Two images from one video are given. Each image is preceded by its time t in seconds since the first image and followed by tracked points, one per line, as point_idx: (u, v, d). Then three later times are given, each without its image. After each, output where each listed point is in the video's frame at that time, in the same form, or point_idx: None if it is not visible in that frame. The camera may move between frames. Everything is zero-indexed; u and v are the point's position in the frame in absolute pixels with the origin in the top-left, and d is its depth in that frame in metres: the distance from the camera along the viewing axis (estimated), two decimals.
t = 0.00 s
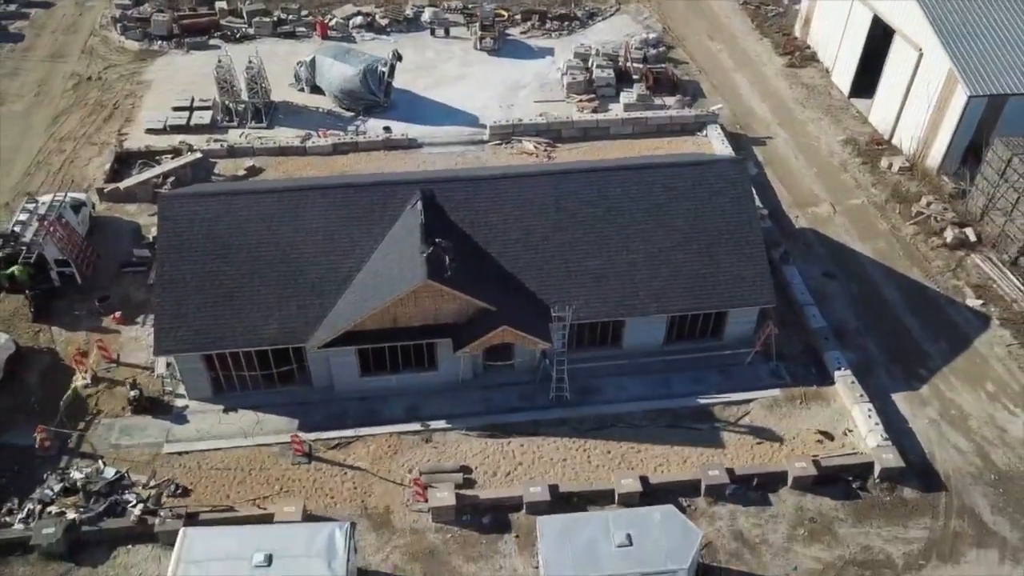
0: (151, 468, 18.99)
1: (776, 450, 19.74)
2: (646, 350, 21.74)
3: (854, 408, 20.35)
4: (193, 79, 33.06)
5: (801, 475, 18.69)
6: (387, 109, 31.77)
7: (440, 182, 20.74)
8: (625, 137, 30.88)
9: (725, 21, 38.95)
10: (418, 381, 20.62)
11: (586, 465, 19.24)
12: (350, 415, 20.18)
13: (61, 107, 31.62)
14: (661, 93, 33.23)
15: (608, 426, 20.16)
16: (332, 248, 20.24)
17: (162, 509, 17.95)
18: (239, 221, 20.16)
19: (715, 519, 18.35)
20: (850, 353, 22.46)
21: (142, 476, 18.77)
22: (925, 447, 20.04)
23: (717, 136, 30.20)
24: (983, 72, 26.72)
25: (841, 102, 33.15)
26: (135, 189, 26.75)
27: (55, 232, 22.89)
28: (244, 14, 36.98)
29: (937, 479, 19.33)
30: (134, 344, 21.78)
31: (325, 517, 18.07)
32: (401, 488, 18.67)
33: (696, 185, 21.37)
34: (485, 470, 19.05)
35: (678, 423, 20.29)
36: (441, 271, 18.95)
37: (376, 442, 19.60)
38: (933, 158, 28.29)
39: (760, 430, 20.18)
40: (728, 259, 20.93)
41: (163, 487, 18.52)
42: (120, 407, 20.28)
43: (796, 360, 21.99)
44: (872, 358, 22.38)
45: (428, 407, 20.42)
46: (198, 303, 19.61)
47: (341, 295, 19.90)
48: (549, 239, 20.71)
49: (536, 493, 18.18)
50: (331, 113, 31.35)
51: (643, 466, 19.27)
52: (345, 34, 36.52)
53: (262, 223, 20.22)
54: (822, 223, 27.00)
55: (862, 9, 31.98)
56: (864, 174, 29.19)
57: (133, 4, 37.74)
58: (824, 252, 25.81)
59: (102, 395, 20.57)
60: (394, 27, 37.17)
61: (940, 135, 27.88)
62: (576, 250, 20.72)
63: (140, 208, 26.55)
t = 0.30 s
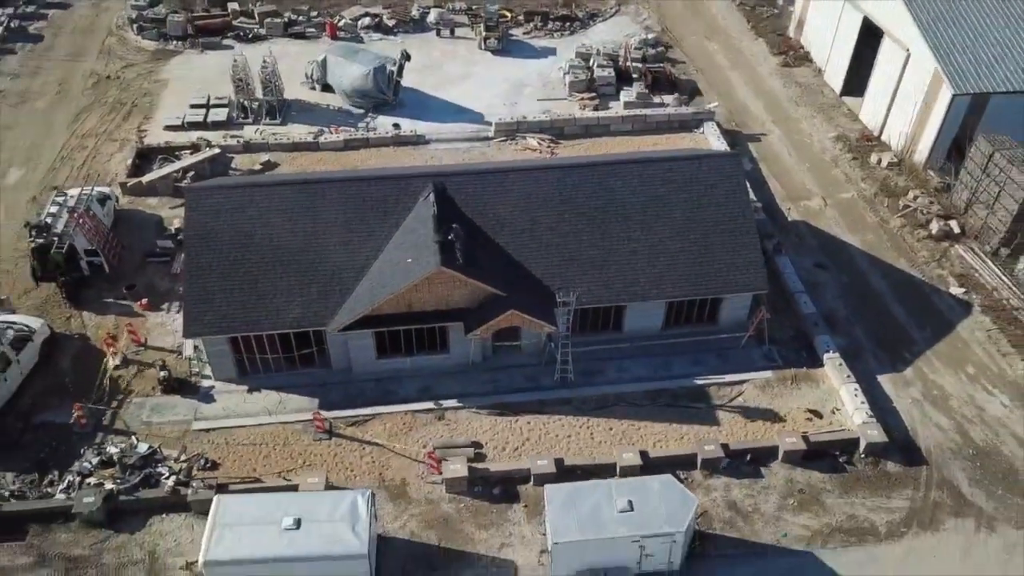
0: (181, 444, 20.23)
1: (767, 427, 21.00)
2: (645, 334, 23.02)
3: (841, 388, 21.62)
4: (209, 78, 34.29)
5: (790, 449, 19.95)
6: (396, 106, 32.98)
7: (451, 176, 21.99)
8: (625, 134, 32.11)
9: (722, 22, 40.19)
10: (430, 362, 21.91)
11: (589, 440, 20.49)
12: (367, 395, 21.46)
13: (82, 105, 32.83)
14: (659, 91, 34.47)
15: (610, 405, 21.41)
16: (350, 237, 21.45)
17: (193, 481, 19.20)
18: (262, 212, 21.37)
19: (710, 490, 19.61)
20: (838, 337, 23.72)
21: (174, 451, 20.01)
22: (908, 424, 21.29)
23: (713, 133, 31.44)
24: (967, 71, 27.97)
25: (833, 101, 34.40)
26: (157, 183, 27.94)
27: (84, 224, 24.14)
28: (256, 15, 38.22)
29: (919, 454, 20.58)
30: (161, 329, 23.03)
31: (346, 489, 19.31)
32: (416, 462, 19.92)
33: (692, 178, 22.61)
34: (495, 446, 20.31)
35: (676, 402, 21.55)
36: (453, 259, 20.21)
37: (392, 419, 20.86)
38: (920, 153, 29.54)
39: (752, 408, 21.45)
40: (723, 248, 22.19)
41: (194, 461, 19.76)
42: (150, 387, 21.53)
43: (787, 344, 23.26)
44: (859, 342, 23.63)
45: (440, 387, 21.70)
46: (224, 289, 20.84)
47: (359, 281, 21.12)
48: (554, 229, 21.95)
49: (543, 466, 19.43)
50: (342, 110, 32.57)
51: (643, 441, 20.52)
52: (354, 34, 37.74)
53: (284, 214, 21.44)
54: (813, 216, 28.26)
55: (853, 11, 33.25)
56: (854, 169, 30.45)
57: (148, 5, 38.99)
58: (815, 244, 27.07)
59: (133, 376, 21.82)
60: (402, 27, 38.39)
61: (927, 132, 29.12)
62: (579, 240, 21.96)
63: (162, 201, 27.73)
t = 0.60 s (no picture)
0: (213, 428, 21.70)
1: (759, 413, 22.49)
2: (645, 327, 24.52)
3: (828, 377, 23.11)
4: (227, 83, 35.78)
5: (780, 433, 21.44)
6: (406, 110, 34.45)
7: (463, 178, 23.47)
8: (626, 137, 33.58)
9: (719, 28, 41.67)
10: (444, 353, 23.47)
11: (593, 425, 21.99)
12: (385, 383, 23.01)
13: (105, 109, 34.30)
14: (658, 96, 35.95)
15: (612, 392, 22.90)
16: (368, 235, 22.87)
17: (226, 461, 20.68)
18: (285, 212, 22.82)
19: (706, 470, 21.10)
20: (827, 329, 25.21)
21: (206, 435, 21.49)
22: (890, 410, 22.78)
23: (709, 136, 32.92)
24: (950, 78, 29.44)
25: (825, 105, 35.88)
26: (181, 184, 29.41)
27: (116, 223, 25.64)
28: (270, 22, 39.72)
29: (901, 437, 22.06)
30: (190, 322, 24.53)
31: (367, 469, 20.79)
32: (432, 445, 21.40)
33: (689, 180, 24.07)
34: (505, 430, 21.81)
35: (674, 390, 23.04)
36: (465, 255, 21.72)
37: (408, 406, 22.37)
38: (906, 155, 31.04)
39: (745, 396, 22.94)
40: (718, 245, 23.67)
41: (225, 443, 21.23)
42: (182, 376, 23.02)
43: (778, 336, 24.76)
44: (846, 334, 25.12)
45: (453, 376, 23.25)
46: (251, 284, 22.34)
47: (377, 276, 22.54)
48: (560, 228, 23.43)
49: (550, 448, 20.92)
50: (354, 114, 34.03)
51: (643, 425, 22.02)
52: (364, 40, 39.20)
53: (305, 214, 22.87)
54: (805, 215, 29.74)
55: (844, 19, 34.73)
56: (844, 170, 31.94)
57: (165, 13, 40.48)
58: (806, 242, 28.55)
59: (165, 365, 23.31)
60: (410, 33, 39.87)
61: (913, 135, 30.61)
62: (583, 238, 23.44)
63: (185, 201, 29.17)
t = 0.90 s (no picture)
0: (238, 413, 23.14)
1: (750, 399, 23.96)
2: (643, 319, 25.98)
3: (815, 365, 24.59)
4: (241, 87, 37.22)
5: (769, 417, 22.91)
6: (413, 113, 35.88)
7: (471, 179, 24.98)
8: (625, 138, 35.02)
9: (714, 32, 43.14)
10: (454, 343, 24.95)
11: (594, 410, 23.46)
12: (398, 372, 24.48)
13: (125, 112, 35.72)
14: (656, 99, 37.39)
15: (612, 380, 24.37)
16: (382, 233, 24.38)
17: (251, 444, 22.13)
18: (305, 211, 24.31)
19: (699, 452, 22.56)
20: (815, 321, 26.68)
21: (232, 420, 22.93)
22: (873, 397, 24.25)
23: (705, 138, 34.37)
24: (934, 83, 30.89)
25: (816, 107, 37.35)
26: (201, 185, 30.85)
27: (142, 221, 27.08)
28: (281, 27, 41.19)
29: (882, 422, 23.54)
30: (214, 315, 25.98)
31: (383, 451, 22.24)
32: (444, 429, 22.87)
33: (684, 180, 25.54)
34: (512, 414, 23.27)
35: (670, 378, 24.51)
36: (474, 251, 23.18)
37: (421, 393, 23.84)
38: (893, 156, 32.50)
39: (737, 383, 24.41)
40: (712, 242, 25.14)
41: (250, 427, 22.67)
42: (207, 365, 24.46)
43: (769, 328, 26.23)
44: (833, 326, 26.58)
45: (462, 365, 24.74)
46: (273, 278, 23.78)
47: (391, 271, 24.02)
48: (563, 226, 24.90)
49: (554, 431, 22.38)
50: (364, 117, 35.47)
51: (641, 411, 23.48)
52: (372, 45, 40.66)
53: (324, 213, 24.37)
54: (795, 214, 31.21)
55: (834, 26, 36.20)
56: (833, 170, 33.41)
57: (180, 18, 41.94)
58: (796, 238, 30.01)
59: (191, 355, 24.75)
60: (416, 38, 41.30)
61: (899, 137, 32.07)
62: (584, 235, 24.89)
63: (205, 201, 30.59)
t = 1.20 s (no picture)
0: (258, 401, 24.59)
1: (741, 388, 25.44)
2: (639, 313, 27.51)
3: (802, 356, 26.07)
4: (254, 92, 38.70)
5: (758, 405, 24.38)
6: (420, 117, 37.31)
7: (478, 181, 26.45)
8: (623, 141, 36.49)
9: (710, 38, 44.62)
10: (462, 336, 26.45)
11: (594, 398, 24.95)
12: (410, 362, 25.97)
13: (143, 115, 37.17)
14: (653, 103, 38.85)
15: (611, 370, 25.85)
16: (395, 232, 25.85)
17: (272, 429, 23.59)
18: (321, 211, 25.75)
19: (693, 437, 24.03)
20: (803, 315, 28.16)
21: (253, 407, 24.37)
22: (856, 386, 25.75)
23: (700, 140, 35.84)
24: (919, 88, 32.40)
25: (807, 111, 38.83)
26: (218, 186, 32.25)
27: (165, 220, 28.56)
28: (291, 33, 42.65)
29: (865, 409, 25.03)
30: (234, 309, 27.46)
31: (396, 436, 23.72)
32: (452, 416, 24.35)
33: (680, 181, 27.02)
34: (517, 402, 24.76)
35: (665, 369, 25.99)
36: (481, 250, 24.66)
37: (431, 382, 25.33)
38: (880, 159, 34.00)
39: (728, 373, 25.89)
40: (705, 241, 26.60)
41: (271, 414, 24.13)
42: (228, 356, 25.93)
43: (759, 322, 27.72)
44: (820, 320, 28.06)
45: (470, 356, 26.22)
46: (292, 274, 25.25)
47: (403, 268, 25.51)
48: (565, 225, 26.36)
49: (556, 417, 23.86)
50: (373, 120, 36.92)
51: (638, 399, 24.97)
52: (379, 51, 42.12)
53: (339, 213, 25.82)
54: (785, 213, 32.69)
55: (824, 33, 37.67)
56: (823, 172, 34.90)
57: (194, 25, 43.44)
58: (786, 237, 31.48)
59: (213, 347, 26.21)
60: (422, 44, 42.75)
61: (886, 140, 33.58)
62: (585, 233, 26.36)
63: (222, 201, 32.02)
